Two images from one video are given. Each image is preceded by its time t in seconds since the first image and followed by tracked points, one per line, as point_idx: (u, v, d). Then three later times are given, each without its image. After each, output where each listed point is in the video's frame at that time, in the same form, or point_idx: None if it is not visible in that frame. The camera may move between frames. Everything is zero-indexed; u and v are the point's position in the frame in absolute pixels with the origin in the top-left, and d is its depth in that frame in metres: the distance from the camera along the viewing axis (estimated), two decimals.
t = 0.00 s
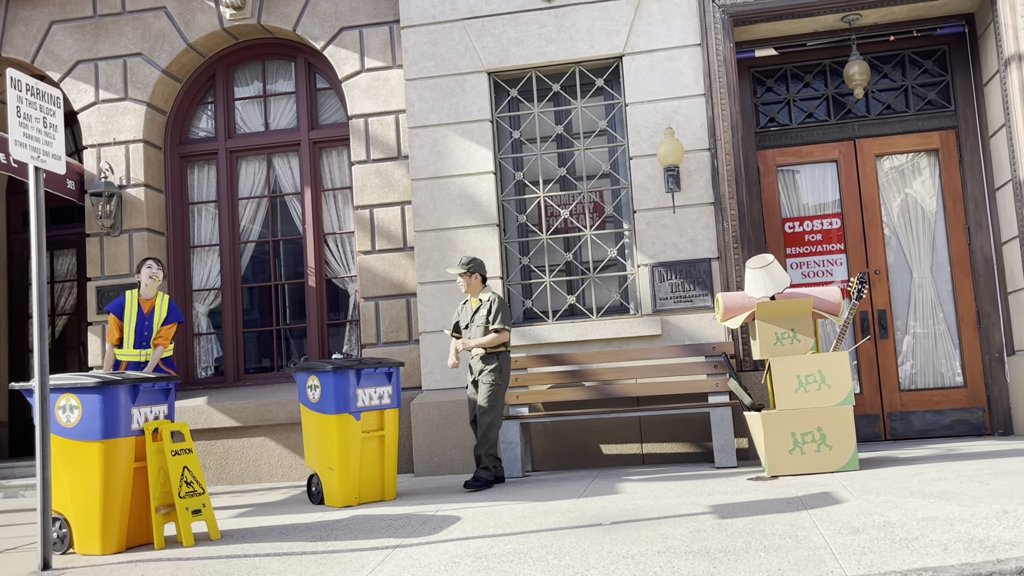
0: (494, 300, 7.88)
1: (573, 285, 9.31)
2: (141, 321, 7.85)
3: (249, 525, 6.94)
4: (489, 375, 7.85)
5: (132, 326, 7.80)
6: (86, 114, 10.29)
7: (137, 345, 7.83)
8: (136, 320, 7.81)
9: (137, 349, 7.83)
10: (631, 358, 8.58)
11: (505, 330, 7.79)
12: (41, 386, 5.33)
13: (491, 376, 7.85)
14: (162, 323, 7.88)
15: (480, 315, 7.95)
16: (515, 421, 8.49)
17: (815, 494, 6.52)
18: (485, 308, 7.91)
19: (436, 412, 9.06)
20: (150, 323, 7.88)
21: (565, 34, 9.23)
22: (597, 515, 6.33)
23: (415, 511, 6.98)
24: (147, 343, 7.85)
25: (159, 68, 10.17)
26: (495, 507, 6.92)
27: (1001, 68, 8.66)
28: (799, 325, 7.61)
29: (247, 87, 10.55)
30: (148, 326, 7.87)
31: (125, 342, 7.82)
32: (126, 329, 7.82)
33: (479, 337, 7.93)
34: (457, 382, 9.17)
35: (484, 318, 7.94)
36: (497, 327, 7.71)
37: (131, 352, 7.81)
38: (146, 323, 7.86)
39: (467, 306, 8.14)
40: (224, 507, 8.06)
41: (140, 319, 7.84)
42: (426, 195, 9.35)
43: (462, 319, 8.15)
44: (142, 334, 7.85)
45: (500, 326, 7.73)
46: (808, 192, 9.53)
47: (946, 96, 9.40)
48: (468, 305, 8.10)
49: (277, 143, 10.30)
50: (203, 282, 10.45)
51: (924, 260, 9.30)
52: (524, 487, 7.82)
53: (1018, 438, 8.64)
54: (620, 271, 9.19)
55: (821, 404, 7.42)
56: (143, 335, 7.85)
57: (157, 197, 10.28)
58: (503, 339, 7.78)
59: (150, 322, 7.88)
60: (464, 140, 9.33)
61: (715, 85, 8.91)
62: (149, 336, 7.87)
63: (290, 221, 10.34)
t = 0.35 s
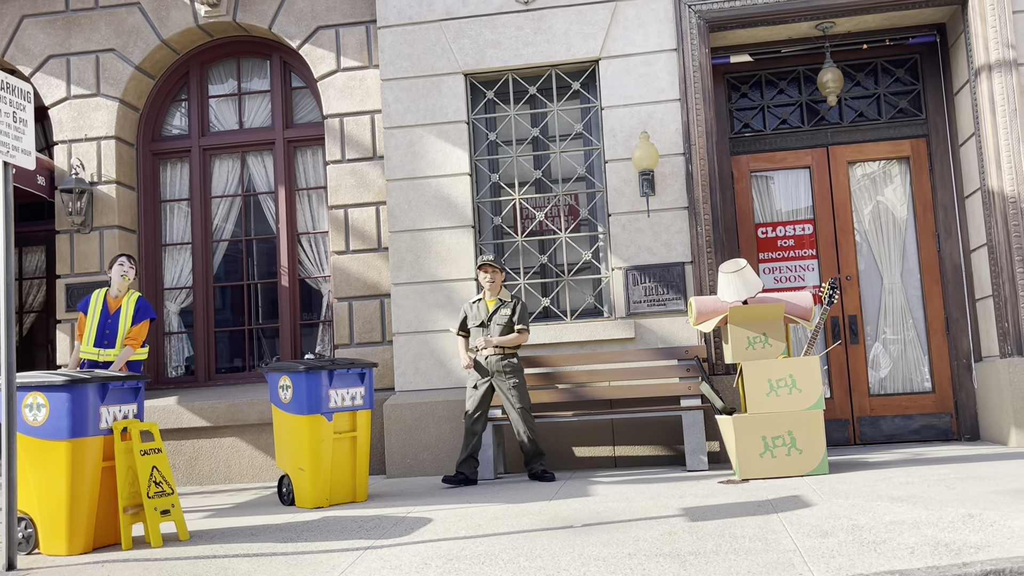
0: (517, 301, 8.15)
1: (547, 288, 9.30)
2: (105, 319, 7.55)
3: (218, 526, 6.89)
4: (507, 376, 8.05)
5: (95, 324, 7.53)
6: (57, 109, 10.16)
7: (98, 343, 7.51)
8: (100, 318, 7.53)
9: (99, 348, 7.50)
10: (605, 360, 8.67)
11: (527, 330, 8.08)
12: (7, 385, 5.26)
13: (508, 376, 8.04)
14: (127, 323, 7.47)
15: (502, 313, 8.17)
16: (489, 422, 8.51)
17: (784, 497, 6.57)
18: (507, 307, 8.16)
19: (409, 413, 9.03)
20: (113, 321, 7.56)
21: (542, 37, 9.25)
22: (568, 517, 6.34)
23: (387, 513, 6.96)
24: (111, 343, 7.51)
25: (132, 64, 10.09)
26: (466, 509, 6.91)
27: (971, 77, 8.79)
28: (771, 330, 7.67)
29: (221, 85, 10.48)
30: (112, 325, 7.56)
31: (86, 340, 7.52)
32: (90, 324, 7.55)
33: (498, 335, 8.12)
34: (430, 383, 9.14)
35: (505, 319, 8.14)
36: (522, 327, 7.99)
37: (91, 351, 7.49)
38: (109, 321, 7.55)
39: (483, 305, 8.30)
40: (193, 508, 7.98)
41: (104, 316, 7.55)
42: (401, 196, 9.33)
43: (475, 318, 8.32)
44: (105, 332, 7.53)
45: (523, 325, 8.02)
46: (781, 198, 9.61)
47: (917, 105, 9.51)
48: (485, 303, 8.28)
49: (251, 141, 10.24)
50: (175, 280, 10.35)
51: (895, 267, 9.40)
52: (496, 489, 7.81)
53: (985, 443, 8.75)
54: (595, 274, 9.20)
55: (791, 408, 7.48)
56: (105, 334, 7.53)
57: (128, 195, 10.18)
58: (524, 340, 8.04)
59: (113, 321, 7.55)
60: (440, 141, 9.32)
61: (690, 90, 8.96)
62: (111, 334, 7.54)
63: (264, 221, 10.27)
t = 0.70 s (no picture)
0: (534, 306, 8.26)
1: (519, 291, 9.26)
2: (111, 335, 7.28)
3: (180, 530, 6.77)
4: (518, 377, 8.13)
5: (105, 341, 7.22)
6: (21, 104, 9.99)
7: (107, 361, 7.23)
8: (108, 335, 7.24)
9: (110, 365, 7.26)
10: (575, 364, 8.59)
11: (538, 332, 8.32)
12: None
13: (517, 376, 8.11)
14: (134, 339, 7.40)
15: (524, 317, 8.18)
16: (457, 426, 8.42)
17: (752, 503, 6.58)
18: (530, 312, 8.20)
19: (378, 416, 8.96)
20: (119, 337, 7.33)
21: (516, 40, 9.22)
22: (535, 522, 6.30)
23: (353, 517, 6.89)
24: (121, 361, 7.30)
25: (99, 60, 9.94)
26: (433, 514, 6.85)
27: (940, 88, 8.88)
28: (740, 335, 7.68)
29: (191, 83, 10.35)
30: (119, 341, 7.33)
31: (94, 359, 7.16)
32: (96, 342, 7.17)
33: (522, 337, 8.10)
34: (400, 387, 9.06)
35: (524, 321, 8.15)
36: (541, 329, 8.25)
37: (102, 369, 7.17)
38: (117, 337, 7.31)
39: (501, 304, 8.08)
40: (155, 511, 7.86)
41: (111, 333, 7.28)
42: (372, 197, 9.26)
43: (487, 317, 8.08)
44: (115, 349, 7.30)
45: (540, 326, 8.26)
46: (752, 204, 9.65)
47: (887, 114, 9.60)
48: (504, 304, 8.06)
49: (221, 140, 10.12)
50: (141, 279, 10.20)
51: (864, 274, 9.48)
52: (464, 493, 7.76)
53: (950, 450, 8.84)
54: (566, 278, 9.18)
55: (759, 414, 7.49)
56: (113, 351, 7.29)
57: (94, 192, 10.02)
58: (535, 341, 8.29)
59: (121, 337, 7.34)
60: (412, 143, 9.27)
61: (663, 95, 8.97)
62: (117, 351, 7.31)
63: (232, 220, 10.16)
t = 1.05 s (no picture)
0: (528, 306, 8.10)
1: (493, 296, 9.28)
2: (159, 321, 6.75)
3: (148, 533, 6.69)
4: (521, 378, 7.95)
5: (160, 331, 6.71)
6: None
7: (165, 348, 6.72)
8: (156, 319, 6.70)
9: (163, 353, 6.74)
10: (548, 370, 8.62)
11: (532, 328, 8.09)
12: None
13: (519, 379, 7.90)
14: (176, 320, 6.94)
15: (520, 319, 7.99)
16: (429, 431, 8.40)
17: (723, 509, 6.62)
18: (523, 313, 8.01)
19: (350, 420, 8.92)
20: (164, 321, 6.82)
21: (492, 45, 9.24)
22: (506, 527, 6.30)
23: (324, 521, 6.84)
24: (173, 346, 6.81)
25: (70, 58, 9.84)
26: (404, 518, 6.82)
27: (910, 100, 9.01)
28: (712, 342, 7.71)
29: (164, 83, 10.26)
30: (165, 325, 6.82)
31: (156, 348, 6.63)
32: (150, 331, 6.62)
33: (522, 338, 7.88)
34: (372, 391, 9.02)
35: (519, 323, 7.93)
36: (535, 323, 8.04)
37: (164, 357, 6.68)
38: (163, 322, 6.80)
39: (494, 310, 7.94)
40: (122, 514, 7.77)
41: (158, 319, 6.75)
42: (346, 200, 9.22)
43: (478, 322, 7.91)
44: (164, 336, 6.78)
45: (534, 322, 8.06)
46: (724, 212, 9.72)
47: (858, 125, 9.71)
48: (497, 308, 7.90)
49: (194, 141, 10.04)
50: (110, 280, 10.09)
51: (834, 283, 9.57)
52: (436, 498, 7.74)
53: (917, 457, 8.95)
54: (540, 284, 9.20)
55: (730, 420, 7.53)
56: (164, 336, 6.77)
57: (63, 191, 9.90)
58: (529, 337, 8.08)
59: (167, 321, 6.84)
60: (387, 146, 9.25)
61: (638, 103, 9.02)
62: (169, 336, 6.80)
63: (204, 222, 10.07)
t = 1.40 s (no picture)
0: (524, 300, 8.04)
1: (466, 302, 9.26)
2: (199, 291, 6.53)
3: (113, 539, 6.59)
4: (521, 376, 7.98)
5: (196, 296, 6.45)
6: None
7: (200, 316, 6.48)
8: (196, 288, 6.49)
9: (202, 322, 6.51)
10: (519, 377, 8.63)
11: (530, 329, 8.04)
12: None
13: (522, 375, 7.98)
14: (222, 294, 6.69)
15: (517, 314, 7.94)
16: (399, 437, 8.37)
17: (692, 517, 6.65)
18: (521, 307, 7.99)
19: (320, 426, 8.86)
20: (207, 292, 6.59)
21: (467, 52, 9.25)
22: (476, 535, 6.28)
23: (293, 528, 6.78)
24: (213, 316, 6.58)
25: (40, 57, 9.73)
26: (375, 525, 6.79)
27: (879, 112, 9.13)
28: (683, 350, 7.77)
29: (135, 84, 10.16)
30: (208, 296, 6.59)
31: (189, 312, 6.41)
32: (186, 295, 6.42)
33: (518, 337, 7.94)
34: (342, 397, 8.98)
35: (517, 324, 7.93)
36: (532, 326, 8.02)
37: (198, 323, 6.44)
38: (204, 292, 6.57)
39: (493, 307, 7.87)
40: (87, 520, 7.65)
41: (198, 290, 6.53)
42: (318, 204, 9.18)
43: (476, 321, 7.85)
44: (205, 305, 6.54)
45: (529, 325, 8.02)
46: (696, 221, 9.79)
47: (829, 136, 9.82)
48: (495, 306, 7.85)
49: (165, 143, 9.95)
50: (77, 283, 9.96)
51: (804, 292, 9.67)
52: (406, 505, 7.70)
53: (884, 466, 9.05)
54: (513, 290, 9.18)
55: (700, 428, 7.56)
56: (204, 306, 6.54)
57: (30, 192, 9.78)
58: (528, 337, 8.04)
59: (209, 292, 6.61)
60: (361, 151, 9.22)
61: (612, 111, 9.06)
62: (209, 307, 6.57)
63: (174, 224, 9.98)
